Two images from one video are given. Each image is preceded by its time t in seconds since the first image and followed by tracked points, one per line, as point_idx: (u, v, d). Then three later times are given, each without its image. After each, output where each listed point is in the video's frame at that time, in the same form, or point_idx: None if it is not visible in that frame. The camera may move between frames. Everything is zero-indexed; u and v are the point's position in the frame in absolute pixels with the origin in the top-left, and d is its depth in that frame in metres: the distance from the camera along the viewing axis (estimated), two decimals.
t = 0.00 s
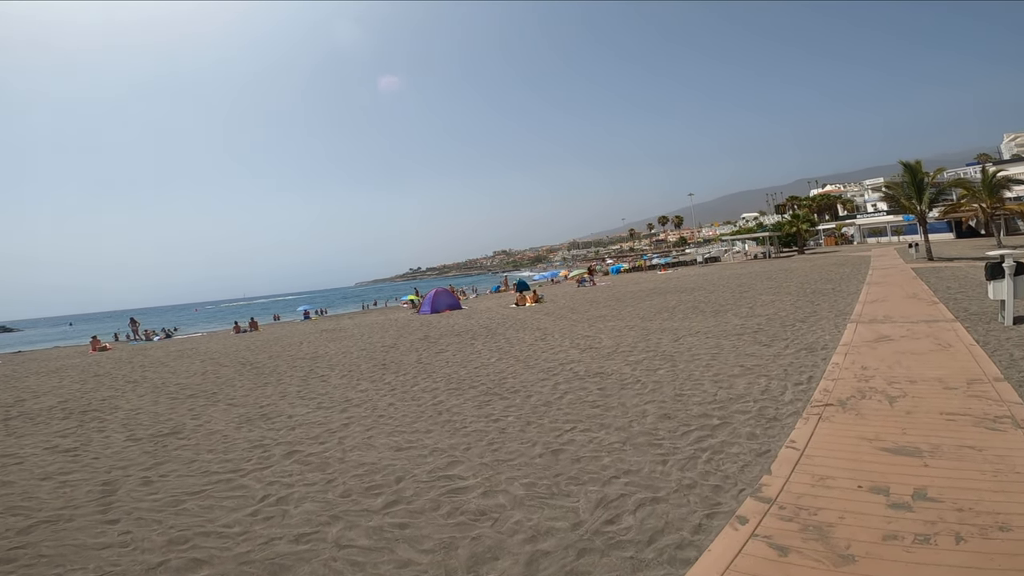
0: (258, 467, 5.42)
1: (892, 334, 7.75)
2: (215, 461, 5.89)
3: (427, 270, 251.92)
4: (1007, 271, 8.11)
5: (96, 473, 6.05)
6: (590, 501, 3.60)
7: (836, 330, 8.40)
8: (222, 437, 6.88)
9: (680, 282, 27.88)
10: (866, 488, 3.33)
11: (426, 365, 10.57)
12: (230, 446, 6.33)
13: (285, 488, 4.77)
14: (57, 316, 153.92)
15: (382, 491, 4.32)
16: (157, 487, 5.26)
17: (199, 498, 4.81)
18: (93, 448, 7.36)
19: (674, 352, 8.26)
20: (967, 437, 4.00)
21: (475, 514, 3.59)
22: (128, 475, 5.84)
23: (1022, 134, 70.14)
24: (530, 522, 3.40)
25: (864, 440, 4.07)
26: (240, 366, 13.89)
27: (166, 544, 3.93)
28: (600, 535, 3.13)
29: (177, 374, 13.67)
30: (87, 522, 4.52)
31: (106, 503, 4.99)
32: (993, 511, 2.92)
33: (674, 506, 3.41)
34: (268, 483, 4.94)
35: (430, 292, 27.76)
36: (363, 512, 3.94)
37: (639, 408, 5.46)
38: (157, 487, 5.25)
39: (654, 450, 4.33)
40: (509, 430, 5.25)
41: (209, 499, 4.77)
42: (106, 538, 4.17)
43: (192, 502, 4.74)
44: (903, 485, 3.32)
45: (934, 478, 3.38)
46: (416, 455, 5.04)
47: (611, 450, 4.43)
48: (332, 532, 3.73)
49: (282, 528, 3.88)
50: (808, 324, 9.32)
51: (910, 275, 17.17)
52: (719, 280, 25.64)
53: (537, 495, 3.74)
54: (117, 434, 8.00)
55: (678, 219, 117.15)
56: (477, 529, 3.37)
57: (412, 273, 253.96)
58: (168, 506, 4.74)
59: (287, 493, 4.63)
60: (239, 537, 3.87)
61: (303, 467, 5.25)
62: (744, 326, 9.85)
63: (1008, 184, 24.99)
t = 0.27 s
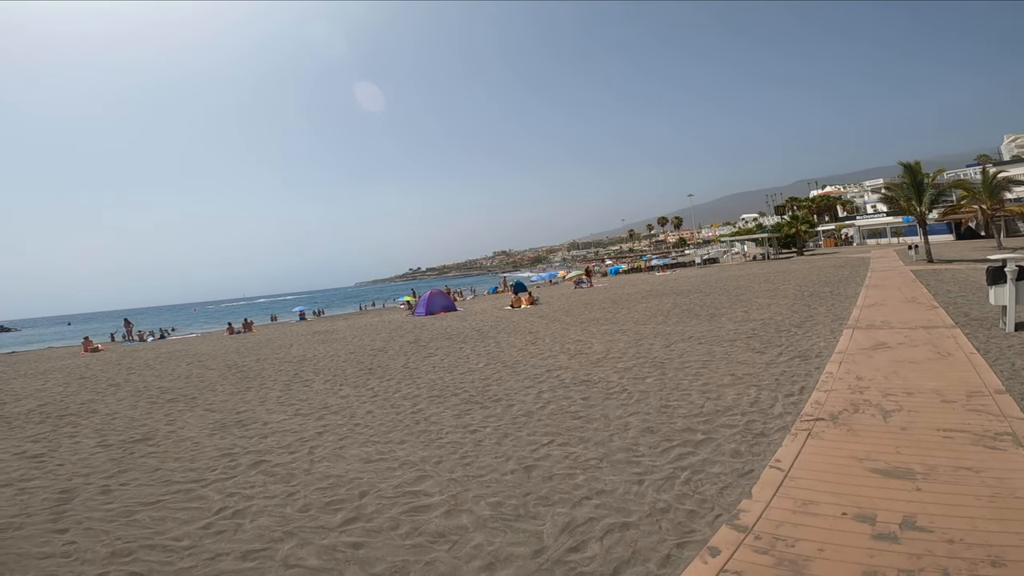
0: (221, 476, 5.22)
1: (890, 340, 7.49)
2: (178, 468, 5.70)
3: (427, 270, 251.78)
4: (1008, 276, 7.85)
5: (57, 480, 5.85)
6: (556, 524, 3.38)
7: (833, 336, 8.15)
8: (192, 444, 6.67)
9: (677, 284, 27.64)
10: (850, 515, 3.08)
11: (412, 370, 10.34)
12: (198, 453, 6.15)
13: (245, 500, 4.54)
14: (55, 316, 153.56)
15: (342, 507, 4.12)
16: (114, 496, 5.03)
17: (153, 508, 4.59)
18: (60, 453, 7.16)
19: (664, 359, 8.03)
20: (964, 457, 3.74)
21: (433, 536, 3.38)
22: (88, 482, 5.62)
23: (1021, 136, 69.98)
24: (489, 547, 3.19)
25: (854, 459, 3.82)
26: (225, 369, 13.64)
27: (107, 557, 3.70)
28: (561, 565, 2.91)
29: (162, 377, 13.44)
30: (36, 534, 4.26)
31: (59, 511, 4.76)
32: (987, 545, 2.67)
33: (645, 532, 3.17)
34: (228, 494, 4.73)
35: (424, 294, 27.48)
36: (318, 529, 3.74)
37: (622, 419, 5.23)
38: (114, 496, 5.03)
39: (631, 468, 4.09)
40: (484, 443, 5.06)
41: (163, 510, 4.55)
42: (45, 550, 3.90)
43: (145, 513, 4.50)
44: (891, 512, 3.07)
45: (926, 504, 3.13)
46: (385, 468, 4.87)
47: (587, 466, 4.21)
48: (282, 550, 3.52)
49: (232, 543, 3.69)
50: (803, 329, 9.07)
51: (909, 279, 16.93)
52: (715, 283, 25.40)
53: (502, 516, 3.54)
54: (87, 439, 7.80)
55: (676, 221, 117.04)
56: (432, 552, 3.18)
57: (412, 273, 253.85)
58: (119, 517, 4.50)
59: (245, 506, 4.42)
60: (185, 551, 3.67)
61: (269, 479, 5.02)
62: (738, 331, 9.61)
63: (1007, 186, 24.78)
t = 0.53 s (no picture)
0: (184, 482, 5.22)
1: (892, 343, 7.21)
2: (143, 473, 5.70)
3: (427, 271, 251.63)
4: (1015, 277, 7.55)
5: (19, 482, 5.75)
6: (526, 543, 3.14)
7: (834, 338, 7.88)
8: (163, 448, 6.64)
9: (676, 285, 27.38)
10: (846, 538, 2.80)
11: (400, 372, 10.12)
12: (165, 459, 6.15)
13: (205, 507, 4.56)
14: (55, 317, 153.53)
15: (303, 519, 3.98)
16: (70, 502, 5.01)
17: (107, 515, 4.55)
18: (30, 456, 7.05)
19: (657, 362, 7.78)
20: (972, 471, 3.46)
21: (392, 554, 3.17)
22: (50, 486, 5.52)
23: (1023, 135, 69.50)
24: (451, 567, 2.96)
25: (853, 475, 3.54)
26: (213, 371, 13.46)
27: (50, 563, 3.70)
28: None
29: (149, 379, 13.29)
30: None
31: (13, 516, 4.73)
32: (997, 574, 2.39)
33: (620, 553, 2.92)
34: (186, 501, 4.72)
35: (421, 295, 27.25)
36: (273, 542, 3.59)
37: (609, 427, 4.98)
38: (71, 501, 5.03)
39: (612, 482, 3.84)
40: (462, 452, 4.91)
41: (118, 516, 4.52)
42: None
43: (97, 519, 4.48)
44: (892, 535, 2.78)
45: (929, 526, 2.85)
46: (355, 477, 4.76)
47: (566, 479, 3.98)
48: (233, 562, 3.42)
49: (180, 553, 3.65)
50: (802, 331, 8.81)
51: (911, 279, 16.63)
52: (714, 283, 25.13)
53: (469, 533, 3.30)
54: (60, 443, 7.68)
55: (676, 221, 116.68)
56: (388, 572, 2.95)
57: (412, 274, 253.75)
58: (71, 522, 4.49)
59: (201, 514, 4.36)
60: (128, 560, 3.63)
61: (234, 487, 4.98)
62: (734, 333, 9.35)
63: (1009, 185, 24.44)
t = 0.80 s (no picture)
0: (147, 492, 5.10)
1: (899, 347, 6.88)
2: (109, 483, 5.61)
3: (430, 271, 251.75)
4: None
5: None
6: (493, 570, 2.88)
7: (839, 342, 7.55)
8: (134, 457, 6.55)
9: (677, 285, 27.08)
10: (845, 573, 2.50)
11: (390, 377, 9.87)
12: (136, 468, 6.06)
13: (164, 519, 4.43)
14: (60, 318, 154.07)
15: (263, 534, 3.85)
16: (28, 510, 4.90)
17: (62, 524, 4.47)
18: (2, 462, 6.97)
19: (653, 366, 7.49)
20: (988, 493, 3.13)
21: None
22: (13, 494, 5.40)
23: None
24: None
25: (855, 497, 3.22)
26: (204, 374, 13.27)
27: None
28: None
29: (139, 383, 13.12)
30: None
31: None
32: None
33: None
34: (145, 513, 4.59)
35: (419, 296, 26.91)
36: (226, 560, 3.48)
37: (596, 439, 4.71)
38: (29, 509, 4.94)
39: (594, 501, 3.57)
40: (439, 465, 4.69)
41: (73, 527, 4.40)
42: None
43: (50, 528, 4.38)
44: (895, 569, 2.47)
45: (940, 557, 2.53)
46: (325, 490, 4.58)
47: (544, 498, 3.71)
48: None
49: (126, 567, 3.55)
50: (805, 334, 8.49)
51: (918, 279, 16.23)
52: (716, 284, 24.81)
53: (431, 558, 3.07)
54: (35, 449, 7.59)
55: (679, 221, 116.19)
56: None
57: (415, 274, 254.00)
58: (24, 530, 4.38)
59: (156, 527, 4.26)
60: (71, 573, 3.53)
61: (198, 498, 4.85)
62: (734, 337, 9.06)
63: (1016, 183, 23.97)
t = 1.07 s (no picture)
0: (110, 498, 5.12)
1: (903, 351, 6.59)
2: (74, 488, 5.58)
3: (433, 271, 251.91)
4: None
5: None
6: None
7: (841, 345, 7.27)
8: (107, 461, 6.55)
9: (679, 285, 26.78)
10: None
11: (378, 380, 9.68)
12: (104, 474, 6.00)
13: (116, 525, 4.45)
14: (65, 318, 154.80)
15: (217, 543, 3.84)
16: None
17: (17, 529, 4.50)
18: None
19: (646, 370, 7.26)
20: (993, 517, 2.85)
21: None
22: None
23: None
24: None
25: (847, 520, 2.95)
26: (194, 377, 13.14)
27: None
28: None
29: (130, 385, 13.01)
30: None
31: None
32: None
33: None
34: (101, 519, 4.60)
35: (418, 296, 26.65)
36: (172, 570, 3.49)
37: (578, 450, 4.50)
38: None
39: (566, 520, 3.35)
40: (412, 475, 4.55)
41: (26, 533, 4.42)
42: None
43: (6, 532, 4.45)
44: None
45: None
46: (290, 499, 4.50)
47: (515, 515, 3.52)
48: None
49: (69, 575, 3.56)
50: (805, 337, 8.22)
51: (923, 279, 15.88)
52: (718, 283, 24.50)
53: None
54: (13, 451, 7.62)
55: (683, 220, 115.59)
56: None
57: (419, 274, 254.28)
58: None
59: (110, 534, 4.29)
60: None
61: (155, 505, 4.84)
62: (732, 339, 8.80)
63: None
